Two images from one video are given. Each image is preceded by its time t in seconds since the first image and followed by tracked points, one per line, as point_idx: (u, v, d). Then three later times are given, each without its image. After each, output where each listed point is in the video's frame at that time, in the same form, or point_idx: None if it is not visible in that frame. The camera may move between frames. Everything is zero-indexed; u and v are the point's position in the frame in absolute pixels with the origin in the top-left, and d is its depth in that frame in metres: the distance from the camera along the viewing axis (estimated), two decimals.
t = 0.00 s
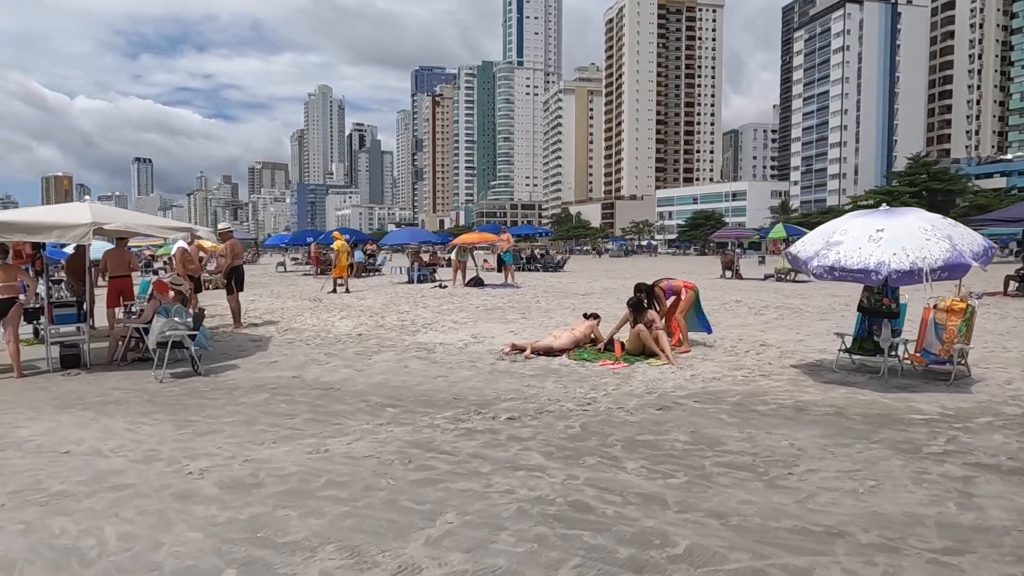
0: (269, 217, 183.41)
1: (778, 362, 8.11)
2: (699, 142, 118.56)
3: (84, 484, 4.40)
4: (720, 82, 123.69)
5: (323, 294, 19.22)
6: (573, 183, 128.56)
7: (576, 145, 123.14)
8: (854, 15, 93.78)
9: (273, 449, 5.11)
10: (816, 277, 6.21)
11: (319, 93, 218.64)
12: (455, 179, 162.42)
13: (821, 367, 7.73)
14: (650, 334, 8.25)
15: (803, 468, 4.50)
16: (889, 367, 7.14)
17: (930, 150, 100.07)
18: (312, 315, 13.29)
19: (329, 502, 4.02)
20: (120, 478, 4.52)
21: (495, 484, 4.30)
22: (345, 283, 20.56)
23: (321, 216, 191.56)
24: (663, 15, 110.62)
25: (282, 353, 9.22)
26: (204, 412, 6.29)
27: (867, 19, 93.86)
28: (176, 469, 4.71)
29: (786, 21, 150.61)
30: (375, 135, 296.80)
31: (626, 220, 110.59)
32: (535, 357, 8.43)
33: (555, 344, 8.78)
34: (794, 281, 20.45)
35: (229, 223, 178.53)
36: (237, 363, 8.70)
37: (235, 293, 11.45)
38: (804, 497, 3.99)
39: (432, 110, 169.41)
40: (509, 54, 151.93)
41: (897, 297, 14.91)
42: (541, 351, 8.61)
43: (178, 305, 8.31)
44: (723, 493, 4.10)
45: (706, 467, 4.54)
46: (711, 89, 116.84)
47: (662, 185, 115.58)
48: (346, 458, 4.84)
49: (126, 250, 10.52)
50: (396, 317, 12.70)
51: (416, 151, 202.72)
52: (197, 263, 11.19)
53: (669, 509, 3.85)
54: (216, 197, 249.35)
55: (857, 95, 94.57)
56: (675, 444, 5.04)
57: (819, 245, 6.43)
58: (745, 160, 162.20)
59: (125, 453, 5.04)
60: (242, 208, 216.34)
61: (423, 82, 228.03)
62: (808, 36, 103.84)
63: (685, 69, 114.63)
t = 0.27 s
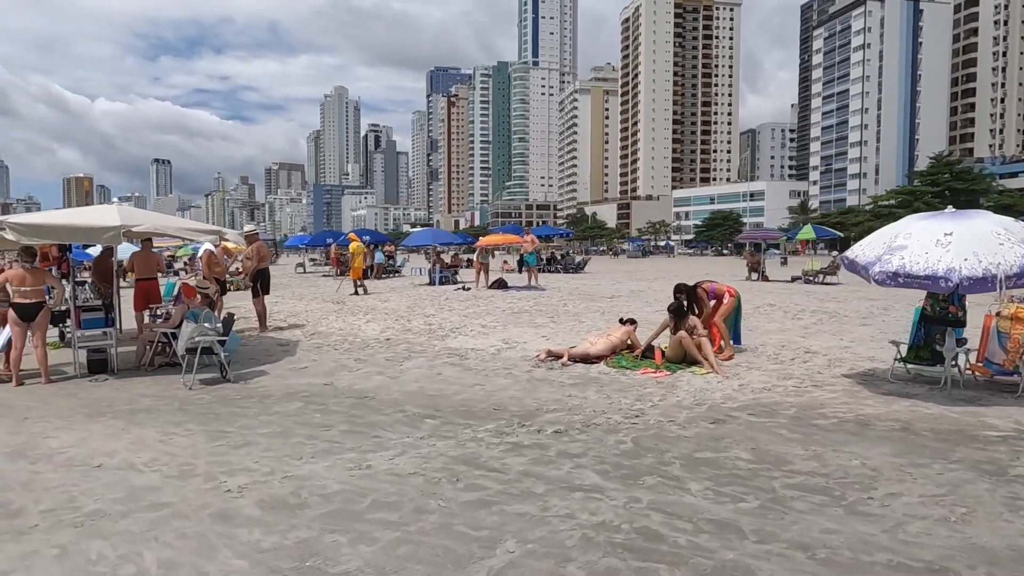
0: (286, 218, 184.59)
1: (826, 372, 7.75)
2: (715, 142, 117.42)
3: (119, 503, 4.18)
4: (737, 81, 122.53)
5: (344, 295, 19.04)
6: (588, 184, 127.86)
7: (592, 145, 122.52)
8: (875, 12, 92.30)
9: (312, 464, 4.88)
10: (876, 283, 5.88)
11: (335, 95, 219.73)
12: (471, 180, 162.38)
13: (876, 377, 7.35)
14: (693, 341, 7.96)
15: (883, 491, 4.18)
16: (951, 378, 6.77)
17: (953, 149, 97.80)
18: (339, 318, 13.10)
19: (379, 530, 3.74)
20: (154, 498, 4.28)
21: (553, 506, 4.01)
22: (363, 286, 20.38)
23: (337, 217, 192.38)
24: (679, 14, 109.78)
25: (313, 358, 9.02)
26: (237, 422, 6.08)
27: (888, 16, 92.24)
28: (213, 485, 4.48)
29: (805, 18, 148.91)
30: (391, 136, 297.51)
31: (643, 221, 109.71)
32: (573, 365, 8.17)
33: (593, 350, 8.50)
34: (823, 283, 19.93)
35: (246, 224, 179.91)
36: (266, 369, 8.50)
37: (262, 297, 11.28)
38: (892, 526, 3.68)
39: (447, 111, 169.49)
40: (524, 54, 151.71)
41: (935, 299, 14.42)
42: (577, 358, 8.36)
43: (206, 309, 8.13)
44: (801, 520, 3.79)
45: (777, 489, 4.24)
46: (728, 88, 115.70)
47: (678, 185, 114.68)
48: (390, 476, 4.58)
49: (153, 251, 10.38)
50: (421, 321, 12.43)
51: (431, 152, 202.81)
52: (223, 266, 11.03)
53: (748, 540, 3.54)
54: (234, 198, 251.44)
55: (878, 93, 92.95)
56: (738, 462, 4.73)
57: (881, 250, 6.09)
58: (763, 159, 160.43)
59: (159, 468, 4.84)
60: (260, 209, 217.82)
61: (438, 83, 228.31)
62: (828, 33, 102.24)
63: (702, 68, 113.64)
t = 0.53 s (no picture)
0: (322, 219, 187.04)
1: (905, 378, 7.24)
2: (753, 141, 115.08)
3: (173, 509, 3.99)
4: (776, 79, 119.98)
5: (383, 295, 18.93)
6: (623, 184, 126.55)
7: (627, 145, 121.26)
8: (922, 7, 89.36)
9: (370, 471, 4.64)
10: (974, 282, 5.41)
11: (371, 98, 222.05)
12: (504, 181, 162.22)
13: (963, 385, 6.83)
14: (760, 345, 7.55)
15: (1001, 515, 3.75)
16: None
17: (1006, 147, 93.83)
18: (381, 318, 12.93)
19: (448, 544, 3.47)
20: (208, 504, 4.09)
21: (634, 523, 3.69)
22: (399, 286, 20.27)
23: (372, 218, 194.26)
24: (717, 12, 107.98)
25: (359, 359, 8.84)
26: (289, 424, 5.89)
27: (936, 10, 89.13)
28: (269, 492, 4.27)
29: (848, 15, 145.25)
30: (425, 138, 299.48)
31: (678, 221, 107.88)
32: (629, 368, 7.82)
33: (649, 353, 8.15)
34: (876, 285, 19.09)
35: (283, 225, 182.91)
36: (314, 369, 8.34)
37: (306, 296, 11.19)
38: None
39: (481, 112, 169.87)
40: (558, 55, 151.09)
41: (1004, 302, 13.61)
42: (633, 361, 8.01)
43: (254, 308, 8.03)
44: (917, 546, 3.39)
45: (880, 510, 3.84)
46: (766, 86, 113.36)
47: (715, 185, 112.80)
48: (453, 485, 4.31)
49: (198, 249, 10.36)
50: (465, 321, 12.17)
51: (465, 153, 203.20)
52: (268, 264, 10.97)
53: (861, 568, 3.17)
54: (271, 199, 255.98)
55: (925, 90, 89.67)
56: (829, 477, 4.34)
57: (976, 248, 5.63)
58: (802, 158, 156.86)
59: (213, 471, 4.67)
60: (296, 210, 221.03)
61: (473, 84, 229.06)
62: (872, 29, 99.54)
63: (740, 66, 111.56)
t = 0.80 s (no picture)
0: (363, 221, 189.59)
1: (1006, 395, 6.61)
2: (800, 140, 112.02)
3: (236, 532, 3.77)
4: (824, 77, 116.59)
5: (429, 298, 18.75)
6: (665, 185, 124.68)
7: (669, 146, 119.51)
8: None
9: (437, 493, 4.35)
10: None
11: (412, 101, 224.21)
12: (544, 182, 161.69)
13: None
14: (841, 355, 7.03)
15: None
16: None
17: None
18: (430, 322, 12.70)
19: None
20: (272, 526, 3.85)
21: (737, 565, 3.30)
22: (442, 289, 20.15)
23: (412, 219, 196.01)
24: (763, 9, 105.50)
25: (412, 366, 8.58)
26: (348, 437, 5.66)
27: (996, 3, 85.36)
28: (333, 513, 4.03)
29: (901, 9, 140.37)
30: (465, 140, 300.85)
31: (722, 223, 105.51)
32: (697, 379, 7.38)
33: (717, 363, 7.68)
34: (943, 291, 18.12)
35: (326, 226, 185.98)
36: (368, 376, 8.12)
37: (356, 299, 11.05)
38: None
39: (521, 114, 169.75)
40: (599, 55, 149.94)
41: None
42: (700, 372, 7.55)
43: (309, 314, 7.85)
44: None
45: (1019, 554, 3.36)
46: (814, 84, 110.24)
47: (760, 186, 110.05)
48: (529, 512, 4.00)
49: (249, 252, 10.32)
50: (516, 327, 11.83)
51: (505, 154, 203.32)
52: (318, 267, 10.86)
53: None
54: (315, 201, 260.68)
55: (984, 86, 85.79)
56: (949, 514, 3.86)
57: None
58: (852, 157, 152.21)
59: (274, 489, 4.45)
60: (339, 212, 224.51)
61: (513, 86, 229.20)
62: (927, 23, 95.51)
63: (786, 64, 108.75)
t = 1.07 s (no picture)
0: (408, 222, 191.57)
1: None
2: (855, 138, 108.27)
3: (316, 544, 3.56)
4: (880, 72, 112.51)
5: (480, 298, 18.52)
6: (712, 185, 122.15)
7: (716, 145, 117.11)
8: None
9: (522, 506, 4.06)
10: None
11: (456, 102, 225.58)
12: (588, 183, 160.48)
13: None
14: (941, 363, 6.49)
15: None
16: None
17: None
18: (487, 323, 12.45)
19: None
20: (353, 538, 3.63)
21: None
22: (488, 289, 19.97)
23: (456, 221, 197.05)
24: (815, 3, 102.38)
25: (474, 369, 8.32)
26: (419, 442, 5.43)
27: None
28: (415, 526, 3.79)
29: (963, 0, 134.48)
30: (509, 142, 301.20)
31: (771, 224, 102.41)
32: (780, 387, 6.92)
33: (801, 370, 7.21)
34: None
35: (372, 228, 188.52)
36: (431, 378, 7.92)
37: (415, 300, 10.92)
38: None
39: (565, 114, 168.93)
40: (644, 54, 148.14)
41: None
42: (784, 380, 7.08)
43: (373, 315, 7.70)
44: None
45: None
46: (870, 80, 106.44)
47: (812, 185, 106.72)
48: (626, 532, 3.68)
49: (310, 252, 10.28)
50: (576, 329, 11.45)
51: (549, 155, 202.76)
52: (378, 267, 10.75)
53: None
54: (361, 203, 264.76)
55: None
56: None
57: None
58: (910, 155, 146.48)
59: (350, 498, 4.22)
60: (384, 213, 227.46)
61: (558, 87, 228.44)
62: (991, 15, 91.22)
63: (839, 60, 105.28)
